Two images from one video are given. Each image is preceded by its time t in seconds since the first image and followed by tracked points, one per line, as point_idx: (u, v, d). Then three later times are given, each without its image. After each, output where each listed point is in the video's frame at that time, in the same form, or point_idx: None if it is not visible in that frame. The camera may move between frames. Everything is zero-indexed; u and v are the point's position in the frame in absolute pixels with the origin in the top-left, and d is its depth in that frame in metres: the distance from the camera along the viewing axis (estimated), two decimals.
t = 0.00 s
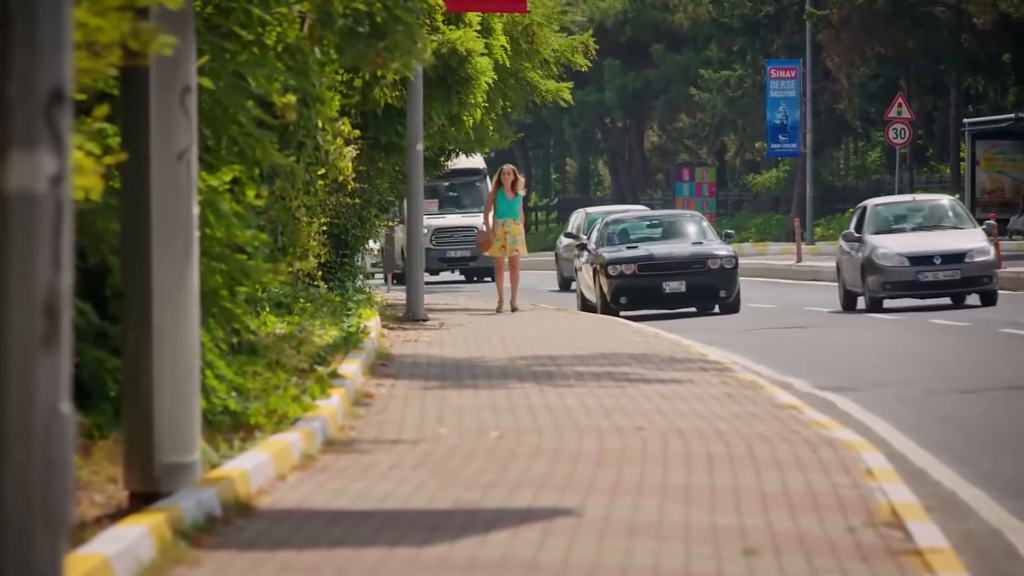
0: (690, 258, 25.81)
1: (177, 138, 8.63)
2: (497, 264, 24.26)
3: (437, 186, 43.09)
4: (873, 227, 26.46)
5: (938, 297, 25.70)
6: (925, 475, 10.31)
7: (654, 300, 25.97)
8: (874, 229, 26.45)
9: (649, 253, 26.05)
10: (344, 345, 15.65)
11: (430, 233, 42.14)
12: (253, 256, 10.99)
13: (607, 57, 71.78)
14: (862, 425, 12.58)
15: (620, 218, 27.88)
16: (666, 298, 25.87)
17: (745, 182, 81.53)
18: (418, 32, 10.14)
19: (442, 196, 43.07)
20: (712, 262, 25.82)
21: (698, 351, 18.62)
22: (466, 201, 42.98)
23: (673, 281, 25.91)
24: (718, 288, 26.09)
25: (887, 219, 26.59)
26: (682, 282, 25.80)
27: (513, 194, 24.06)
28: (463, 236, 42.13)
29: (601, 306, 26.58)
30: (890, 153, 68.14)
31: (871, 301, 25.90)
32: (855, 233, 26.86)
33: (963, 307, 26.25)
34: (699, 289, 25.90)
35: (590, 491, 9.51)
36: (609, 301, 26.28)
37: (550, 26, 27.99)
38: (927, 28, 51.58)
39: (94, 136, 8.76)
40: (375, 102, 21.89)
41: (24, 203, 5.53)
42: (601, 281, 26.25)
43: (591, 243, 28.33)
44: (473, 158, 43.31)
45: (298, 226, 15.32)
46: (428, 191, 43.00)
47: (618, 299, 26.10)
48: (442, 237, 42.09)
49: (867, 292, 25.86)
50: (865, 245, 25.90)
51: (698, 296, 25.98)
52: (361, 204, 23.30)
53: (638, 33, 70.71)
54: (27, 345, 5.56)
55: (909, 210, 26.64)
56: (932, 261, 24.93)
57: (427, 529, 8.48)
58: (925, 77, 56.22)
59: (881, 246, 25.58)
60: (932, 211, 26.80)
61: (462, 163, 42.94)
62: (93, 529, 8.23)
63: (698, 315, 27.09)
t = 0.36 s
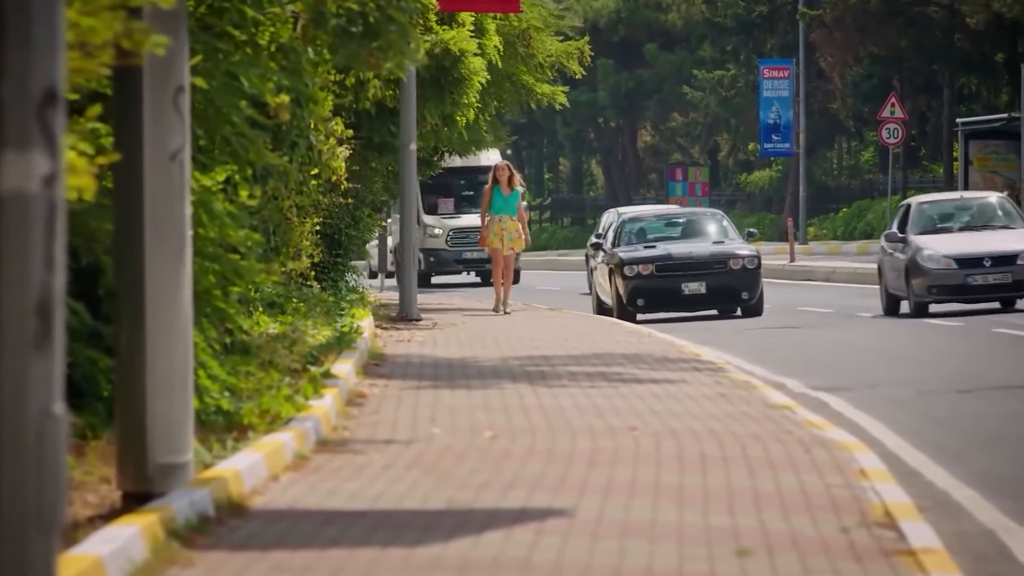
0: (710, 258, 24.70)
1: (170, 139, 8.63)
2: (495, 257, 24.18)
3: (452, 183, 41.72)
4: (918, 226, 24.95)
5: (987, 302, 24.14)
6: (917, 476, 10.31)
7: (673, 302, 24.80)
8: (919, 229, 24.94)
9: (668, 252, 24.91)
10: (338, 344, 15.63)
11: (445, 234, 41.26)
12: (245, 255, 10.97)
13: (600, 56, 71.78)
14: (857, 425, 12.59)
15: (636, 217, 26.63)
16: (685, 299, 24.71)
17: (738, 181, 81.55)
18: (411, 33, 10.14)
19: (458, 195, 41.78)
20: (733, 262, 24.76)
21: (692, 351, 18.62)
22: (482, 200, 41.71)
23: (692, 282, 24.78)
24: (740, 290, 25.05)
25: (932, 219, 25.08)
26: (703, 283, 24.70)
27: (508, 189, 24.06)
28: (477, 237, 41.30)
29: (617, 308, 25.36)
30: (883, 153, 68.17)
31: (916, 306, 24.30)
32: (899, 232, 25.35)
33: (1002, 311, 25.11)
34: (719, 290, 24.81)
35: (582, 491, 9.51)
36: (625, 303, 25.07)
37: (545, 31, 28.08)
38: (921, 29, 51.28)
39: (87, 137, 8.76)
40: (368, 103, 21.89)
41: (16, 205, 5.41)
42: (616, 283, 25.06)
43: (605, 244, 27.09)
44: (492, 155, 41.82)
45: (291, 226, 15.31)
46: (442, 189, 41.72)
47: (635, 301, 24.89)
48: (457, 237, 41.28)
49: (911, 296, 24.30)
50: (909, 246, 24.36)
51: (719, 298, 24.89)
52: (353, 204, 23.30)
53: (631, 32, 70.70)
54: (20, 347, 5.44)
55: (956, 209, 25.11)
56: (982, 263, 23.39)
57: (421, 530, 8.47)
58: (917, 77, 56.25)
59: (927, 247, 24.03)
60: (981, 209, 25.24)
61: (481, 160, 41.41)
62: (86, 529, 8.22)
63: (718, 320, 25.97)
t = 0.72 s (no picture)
0: (725, 256, 23.26)
1: (152, 139, 8.63)
2: (476, 260, 24.03)
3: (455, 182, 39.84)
4: (956, 224, 23.68)
5: None
6: (899, 477, 10.31)
7: (684, 302, 23.41)
8: (957, 228, 23.67)
9: (679, 250, 23.46)
10: (319, 345, 15.63)
11: (450, 235, 39.04)
12: (227, 256, 10.93)
13: (582, 56, 71.77)
14: (839, 425, 12.63)
15: (644, 212, 25.11)
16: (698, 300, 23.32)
17: (721, 181, 81.64)
18: (393, 33, 10.15)
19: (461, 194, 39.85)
20: (749, 261, 23.32)
21: (674, 351, 18.66)
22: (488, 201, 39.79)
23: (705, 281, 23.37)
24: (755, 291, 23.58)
25: (970, 216, 23.80)
26: (716, 282, 23.27)
27: (492, 188, 24.02)
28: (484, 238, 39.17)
29: (624, 308, 24.03)
30: (866, 153, 68.31)
31: (953, 309, 23.06)
32: (934, 230, 24.05)
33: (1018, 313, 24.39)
34: (734, 290, 23.38)
35: (564, 491, 9.53)
36: (634, 302, 23.69)
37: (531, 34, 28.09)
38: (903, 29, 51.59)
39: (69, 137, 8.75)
40: (350, 103, 21.90)
41: None
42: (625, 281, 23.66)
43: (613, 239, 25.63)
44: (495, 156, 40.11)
45: (273, 227, 15.31)
46: (443, 190, 39.71)
47: (644, 300, 23.51)
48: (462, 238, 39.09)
49: (947, 299, 23.11)
50: (946, 245, 23.11)
51: (733, 298, 23.43)
52: (335, 204, 23.29)
53: (613, 32, 70.73)
54: None
55: (996, 205, 23.90)
56: None
57: (404, 530, 8.48)
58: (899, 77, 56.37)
59: (967, 246, 22.81)
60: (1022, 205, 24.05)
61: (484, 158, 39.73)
62: (68, 529, 8.22)
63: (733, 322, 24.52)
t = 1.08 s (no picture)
0: (731, 263, 21.88)
1: (125, 140, 8.61)
2: (450, 265, 23.98)
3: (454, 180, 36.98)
4: (989, 225, 21.86)
5: None
6: (871, 478, 10.35)
7: (688, 310, 22.07)
8: (991, 228, 21.83)
9: (683, 255, 22.04)
10: (292, 346, 15.61)
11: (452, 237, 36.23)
12: (199, 258, 10.91)
13: (555, 57, 71.72)
14: (810, 425, 12.70)
15: (645, 212, 23.67)
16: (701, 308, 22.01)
17: (693, 182, 81.75)
18: (365, 35, 10.23)
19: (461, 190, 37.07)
20: (756, 266, 21.94)
21: (646, 352, 18.70)
22: (491, 198, 37.01)
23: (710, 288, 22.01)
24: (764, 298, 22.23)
25: (1005, 216, 21.98)
26: (721, 290, 21.93)
27: (467, 194, 23.99)
28: (489, 239, 36.37)
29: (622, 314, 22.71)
30: (838, 154, 68.51)
31: (988, 316, 21.25)
32: (967, 232, 22.23)
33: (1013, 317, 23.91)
34: (739, 297, 22.04)
35: (536, 492, 9.55)
36: (634, 310, 22.34)
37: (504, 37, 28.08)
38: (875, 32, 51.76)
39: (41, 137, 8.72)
40: (322, 103, 21.87)
41: None
42: (624, 287, 22.26)
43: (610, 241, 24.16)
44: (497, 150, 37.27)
45: (245, 228, 15.28)
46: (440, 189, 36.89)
47: (645, 309, 22.17)
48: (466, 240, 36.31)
49: (981, 306, 21.31)
50: (980, 247, 21.30)
51: (739, 305, 22.12)
52: (308, 205, 23.27)
53: (586, 33, 70.70)
54: None
55: None
56: None
57: (376, 531, 8.48)
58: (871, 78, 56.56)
59: (1001, 248, 21.00)
60: None
61: (484, 154, 36.83)
62: (39, 531, 8.21)
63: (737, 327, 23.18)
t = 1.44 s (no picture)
0: (732, 260, 20.74)
1: (93, 141, 8.60)
2: (425, 264, 23.88)
3: (461, 179, 35.40)
4: None
5: None
6: (840, 478, 10.40)
7: (686, 311, 20.88)
8: None
9: (681, 254, 20.91)
10: (261, 347, 15.60)
11: (460, 239, 34.63)
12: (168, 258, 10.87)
13: (524, 57, 71.56)
14: (779, 425, 12.78)
15: (642, 212, 22.49)
16: (701, 308, 20.84)
17: (661, 182, 81.82)
18: (336, 35, 10.18)
19: (468, 190, 35.49)
20: (758, 264, 20.81)
21: (614, 352, 18.77)
22: (496, 198, 35.46)
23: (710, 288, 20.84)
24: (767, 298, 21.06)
25: None
26: (721, 288, 20.77)
27: (440, 194, 23.91)
28: (497, 240, 34.82)
29: (617, 317, 21.53)
30: (806, 154, 68.65)
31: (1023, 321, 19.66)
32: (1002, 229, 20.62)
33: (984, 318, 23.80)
34: (741, 297, 20.88)
35: (506, 492, 9.58)
36: (629, 312, 21.16)
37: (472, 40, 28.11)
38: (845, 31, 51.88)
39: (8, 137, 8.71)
40: (291, 103, 21.83)
41: None
42: (619, 288, 21.13)
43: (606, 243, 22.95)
44: (504, 148, 35.70)
45: (213, 227, 15.26)
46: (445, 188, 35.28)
47: (641, 309, 21.00)
48: (474, 242, 34.73)
49: (1016, 309, 19.74)
50: (1014, 247, 19.73)
51: (740, 306, 20.95)
52: (276, 205, 23.23)
53: (555, 34, 70.59)
54: None
55: None
56: None
57: (346, 533, 8.47)
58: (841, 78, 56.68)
59: None
60: None
61: (490, 153, 35.30)
62: (8, 531, 8.20)
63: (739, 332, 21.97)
